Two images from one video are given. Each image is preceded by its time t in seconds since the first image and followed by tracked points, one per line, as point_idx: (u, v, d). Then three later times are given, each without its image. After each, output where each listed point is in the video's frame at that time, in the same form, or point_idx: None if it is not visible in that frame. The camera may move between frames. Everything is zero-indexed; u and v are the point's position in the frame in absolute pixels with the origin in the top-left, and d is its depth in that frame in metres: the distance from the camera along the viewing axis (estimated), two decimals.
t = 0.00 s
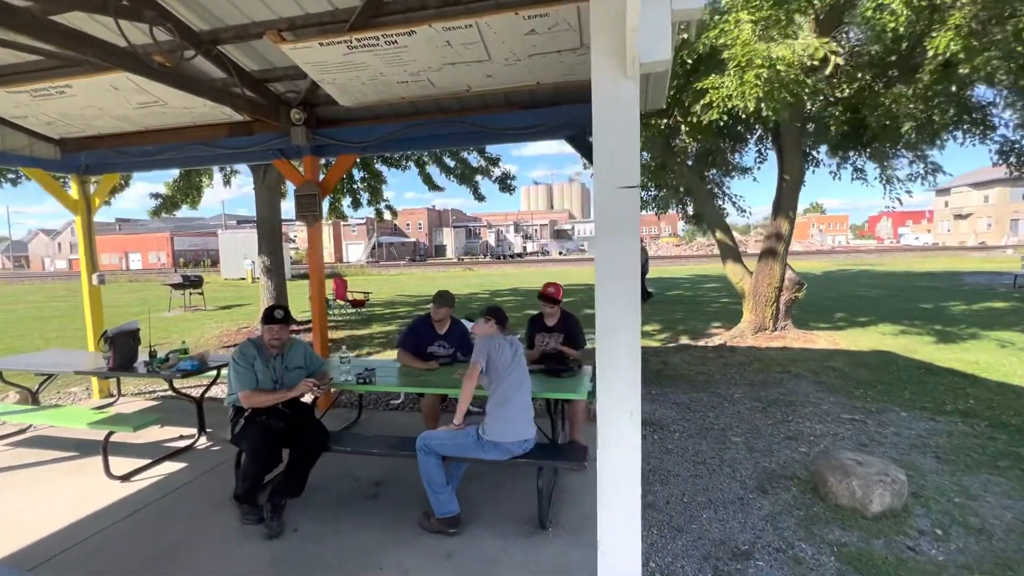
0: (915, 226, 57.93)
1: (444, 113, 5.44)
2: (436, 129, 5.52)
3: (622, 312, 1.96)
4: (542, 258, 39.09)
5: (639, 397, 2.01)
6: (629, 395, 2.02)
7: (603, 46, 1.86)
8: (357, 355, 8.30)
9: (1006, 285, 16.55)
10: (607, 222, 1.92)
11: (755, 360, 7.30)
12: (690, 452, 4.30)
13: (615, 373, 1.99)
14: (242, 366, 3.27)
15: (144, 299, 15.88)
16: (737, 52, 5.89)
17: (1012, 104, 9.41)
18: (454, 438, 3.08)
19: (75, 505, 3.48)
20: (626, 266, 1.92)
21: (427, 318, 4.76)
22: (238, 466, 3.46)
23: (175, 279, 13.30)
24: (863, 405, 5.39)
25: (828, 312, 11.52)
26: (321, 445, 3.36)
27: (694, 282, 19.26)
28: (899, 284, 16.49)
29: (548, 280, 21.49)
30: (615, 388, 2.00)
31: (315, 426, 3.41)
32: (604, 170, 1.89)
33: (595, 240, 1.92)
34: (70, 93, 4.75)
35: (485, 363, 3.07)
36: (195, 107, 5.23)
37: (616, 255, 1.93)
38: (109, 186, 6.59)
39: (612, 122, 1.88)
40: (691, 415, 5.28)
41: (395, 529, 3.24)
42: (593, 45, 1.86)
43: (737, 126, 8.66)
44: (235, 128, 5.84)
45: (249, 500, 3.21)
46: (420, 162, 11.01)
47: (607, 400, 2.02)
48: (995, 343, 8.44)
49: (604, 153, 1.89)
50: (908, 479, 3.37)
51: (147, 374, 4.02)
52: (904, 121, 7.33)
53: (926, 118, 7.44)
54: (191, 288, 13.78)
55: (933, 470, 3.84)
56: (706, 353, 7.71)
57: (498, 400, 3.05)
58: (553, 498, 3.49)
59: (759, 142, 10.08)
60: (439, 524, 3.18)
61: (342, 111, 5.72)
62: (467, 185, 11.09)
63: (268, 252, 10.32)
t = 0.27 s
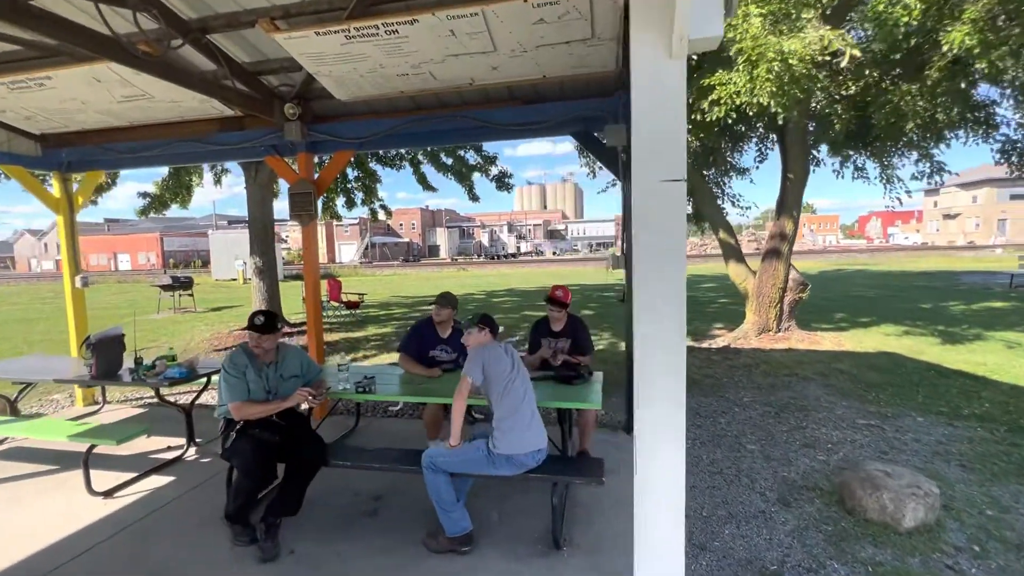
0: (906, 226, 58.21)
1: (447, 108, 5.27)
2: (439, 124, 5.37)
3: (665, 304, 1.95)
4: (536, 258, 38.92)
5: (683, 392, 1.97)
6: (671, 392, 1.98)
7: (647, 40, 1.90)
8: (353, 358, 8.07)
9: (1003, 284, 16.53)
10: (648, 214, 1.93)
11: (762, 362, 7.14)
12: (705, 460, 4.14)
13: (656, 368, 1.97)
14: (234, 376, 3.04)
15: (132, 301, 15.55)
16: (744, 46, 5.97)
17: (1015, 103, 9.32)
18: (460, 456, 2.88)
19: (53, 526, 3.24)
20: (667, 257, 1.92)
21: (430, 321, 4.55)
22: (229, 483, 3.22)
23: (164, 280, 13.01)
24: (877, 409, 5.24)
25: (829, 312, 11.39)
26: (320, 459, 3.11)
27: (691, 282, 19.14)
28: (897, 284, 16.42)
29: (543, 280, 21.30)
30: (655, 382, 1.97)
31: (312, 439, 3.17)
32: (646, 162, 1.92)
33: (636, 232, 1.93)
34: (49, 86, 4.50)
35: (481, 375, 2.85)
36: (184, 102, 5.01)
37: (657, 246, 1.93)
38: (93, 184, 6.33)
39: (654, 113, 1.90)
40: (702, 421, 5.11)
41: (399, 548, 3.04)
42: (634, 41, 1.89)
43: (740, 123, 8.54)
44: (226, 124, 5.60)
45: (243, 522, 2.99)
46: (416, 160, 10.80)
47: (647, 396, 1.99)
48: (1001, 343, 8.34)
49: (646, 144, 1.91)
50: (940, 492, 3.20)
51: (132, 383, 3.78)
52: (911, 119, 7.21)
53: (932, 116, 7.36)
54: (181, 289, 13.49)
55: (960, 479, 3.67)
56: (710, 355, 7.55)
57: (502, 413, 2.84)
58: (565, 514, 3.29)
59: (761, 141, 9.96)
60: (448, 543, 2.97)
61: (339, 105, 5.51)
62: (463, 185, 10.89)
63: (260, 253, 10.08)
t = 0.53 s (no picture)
0: (898, 227, 58.45)
1: (445, 102, 5.12)
2: (436, 119, 5.24)
3: (703, 301, 1.79)
4: (530, 260, 38.72)
5: (723, 398, 1.80)
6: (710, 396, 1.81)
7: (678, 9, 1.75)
8: (345, 362, 7.86)
9: (999, 285, 16.48)
10: (682, 204, 1.78)
11: (764, 365, 6.99)
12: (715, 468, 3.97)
13: (694, 372, 1.81)
14: (217, 383, 2.85)
15: (120, 303, 15.26)
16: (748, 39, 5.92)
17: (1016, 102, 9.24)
18: (464, 465, 2.68)
19: (26, 542, 3.03)
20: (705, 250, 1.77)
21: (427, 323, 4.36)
22: (214, 497, 3.02)
23: (152, 282, 12.73)
24: (888, 413, 5.09)
25: (828, 313, 11.28)
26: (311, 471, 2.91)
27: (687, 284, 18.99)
28: (894, 286, 16.36)
29: (538, 281, 21.18)
30: (691, 387, 1.82)
31: (303, 450, 2.96)
32: (678, 149, 1.77)
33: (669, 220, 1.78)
34: (25, 77, 4.29)
35: (478, 379, 2.66)
36: (168, 94, 4.81)
37: (693, 239, 1.78)
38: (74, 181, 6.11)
39: (687, 95, 1.75)
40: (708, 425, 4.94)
41: (396, 564, 2.85)
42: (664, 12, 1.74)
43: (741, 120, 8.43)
44: (213, 118, 5.44)
45: (230, 540, 2.79)
46: (410, 160, 10.60)
47: (682, 403, 1.83)
48: (1004, 345, 8.22)
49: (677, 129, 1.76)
50: (966, 501, 3.04)
51: (113, 389, 3.57)
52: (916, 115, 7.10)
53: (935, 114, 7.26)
54: (169, 292, 13.22)
55: (982, 488, 3.52)
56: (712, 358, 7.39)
57: (505, 420, 2.65)
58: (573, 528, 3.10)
59: (760, 141, 9.84)
60: (451, 561, 2.78)
61: (331, 98, 5.31)
62: (458, 184, 10.70)
63: (250, 253, 9.85)
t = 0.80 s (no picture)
0: (885, 232, 58.94)
1: (441, 100, 4.90)
2: (427, 118, 5.01)
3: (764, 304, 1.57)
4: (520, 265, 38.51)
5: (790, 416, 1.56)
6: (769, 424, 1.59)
7: None
8: (332, 372, 7.56)
9: (991, 290, 16.48)
10: (741, 205, 1.55)
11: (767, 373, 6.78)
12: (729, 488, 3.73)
13: (754, 387, 1.58)
14: (188, 405, 2.57)
15: (100, 311, 14.83)
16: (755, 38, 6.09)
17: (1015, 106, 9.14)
18: (469, 497, 2.41)
19: None
20: (767, 251, 1.55)
21: (419, 335, 4.10)
22: (186, 530, 2.73)
23: (133, 289, 12.34)
24: (901, 426, 4.88)
25: (825, 319, 11.13)
26: (294, 502, 2.63)
27: (680, 289, 18.85)
28: (888, 291, 16.29)
29: (530, 286, 20.95)
30: (749, 415, 1.59)
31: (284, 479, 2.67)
32: (736, 143, 1.55)
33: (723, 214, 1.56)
34: None
35: (486, 401, 2.39)
36: (142, 90, 4.53)
37: (752, 244, 1.56)
38: (43, 183, 5.79)
39: (744, 74, 1.53)
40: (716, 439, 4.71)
41: None
42: None
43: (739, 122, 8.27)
44: (192, 117, 5.15)
45: None
46: (400, 164, 10.34)
47: (737, 431, 1.60)
48: (1006, 350, 8.10)
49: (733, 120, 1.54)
50: (1005, 526, 2.82)
51: (76, 408, 3.27)
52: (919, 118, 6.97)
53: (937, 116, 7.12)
54: (151, 299, 12.83)
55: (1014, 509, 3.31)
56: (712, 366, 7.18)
57: (515, 447, 2.39)
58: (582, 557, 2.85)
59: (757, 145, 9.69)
60: None
61: (319, 96, 5.04)
62: (450, 188, 10.45)
63: (234, 260, 9.52)
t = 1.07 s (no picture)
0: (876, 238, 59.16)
1: (440, 100, 4.75)
2: (422, 120, 4.86)
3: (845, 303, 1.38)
4: (513, 272, 38.28)
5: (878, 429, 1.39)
6: (843, 460, 1.41)
7: None
8: (324, 383, 7.32)
9: (985, 295, 16.44)
10: (817, 213, 1.38)
11: (771, 382, 6.62)
12: (744, 506, 3.54)
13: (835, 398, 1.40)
14: (167, 428, 2.38)
15: (84, 320, 14.49)
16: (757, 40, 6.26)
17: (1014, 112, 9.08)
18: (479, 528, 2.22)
19: None
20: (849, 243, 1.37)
21: (417, 347, 3.93)
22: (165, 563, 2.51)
23: (118, 297, 12.04)
24: (914, 437, 4.72)
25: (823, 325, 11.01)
26: (282, 531, 2.42)
27: (676, 295, 18.70)
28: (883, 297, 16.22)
29: (524, 293, 20.75)
30: (828, 429, 1.41)
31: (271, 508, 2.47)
32: (808, 121, 1.37)
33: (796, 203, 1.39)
34: None
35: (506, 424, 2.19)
36: (124, 88, 4.32)
37: (828, 256, 1.39)
38: (17, 188, 5.54)
39: (817, 42, 1.36)
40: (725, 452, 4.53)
41: None
42: None
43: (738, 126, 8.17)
44: (177, 118, 4.94)
45: None
46: (392, 169, 10.14)
47: (815, 447, 1.42)
48: (1008, 356, 8.01)
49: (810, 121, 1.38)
50: None
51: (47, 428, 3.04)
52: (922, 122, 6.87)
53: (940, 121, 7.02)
54: (137, 307, 12.53)
55: None
56: (715, 374, 7.03)
57: (533, 475, 2.19)
58: None
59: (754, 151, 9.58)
60: None
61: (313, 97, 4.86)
62: (444, 194, 10.26)
63: (222, 267, 9.28)
